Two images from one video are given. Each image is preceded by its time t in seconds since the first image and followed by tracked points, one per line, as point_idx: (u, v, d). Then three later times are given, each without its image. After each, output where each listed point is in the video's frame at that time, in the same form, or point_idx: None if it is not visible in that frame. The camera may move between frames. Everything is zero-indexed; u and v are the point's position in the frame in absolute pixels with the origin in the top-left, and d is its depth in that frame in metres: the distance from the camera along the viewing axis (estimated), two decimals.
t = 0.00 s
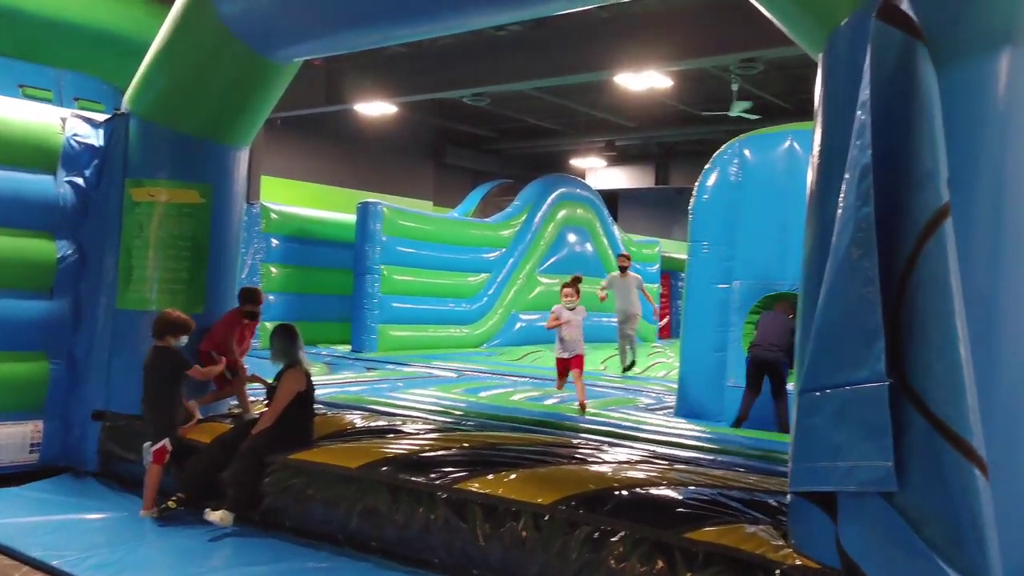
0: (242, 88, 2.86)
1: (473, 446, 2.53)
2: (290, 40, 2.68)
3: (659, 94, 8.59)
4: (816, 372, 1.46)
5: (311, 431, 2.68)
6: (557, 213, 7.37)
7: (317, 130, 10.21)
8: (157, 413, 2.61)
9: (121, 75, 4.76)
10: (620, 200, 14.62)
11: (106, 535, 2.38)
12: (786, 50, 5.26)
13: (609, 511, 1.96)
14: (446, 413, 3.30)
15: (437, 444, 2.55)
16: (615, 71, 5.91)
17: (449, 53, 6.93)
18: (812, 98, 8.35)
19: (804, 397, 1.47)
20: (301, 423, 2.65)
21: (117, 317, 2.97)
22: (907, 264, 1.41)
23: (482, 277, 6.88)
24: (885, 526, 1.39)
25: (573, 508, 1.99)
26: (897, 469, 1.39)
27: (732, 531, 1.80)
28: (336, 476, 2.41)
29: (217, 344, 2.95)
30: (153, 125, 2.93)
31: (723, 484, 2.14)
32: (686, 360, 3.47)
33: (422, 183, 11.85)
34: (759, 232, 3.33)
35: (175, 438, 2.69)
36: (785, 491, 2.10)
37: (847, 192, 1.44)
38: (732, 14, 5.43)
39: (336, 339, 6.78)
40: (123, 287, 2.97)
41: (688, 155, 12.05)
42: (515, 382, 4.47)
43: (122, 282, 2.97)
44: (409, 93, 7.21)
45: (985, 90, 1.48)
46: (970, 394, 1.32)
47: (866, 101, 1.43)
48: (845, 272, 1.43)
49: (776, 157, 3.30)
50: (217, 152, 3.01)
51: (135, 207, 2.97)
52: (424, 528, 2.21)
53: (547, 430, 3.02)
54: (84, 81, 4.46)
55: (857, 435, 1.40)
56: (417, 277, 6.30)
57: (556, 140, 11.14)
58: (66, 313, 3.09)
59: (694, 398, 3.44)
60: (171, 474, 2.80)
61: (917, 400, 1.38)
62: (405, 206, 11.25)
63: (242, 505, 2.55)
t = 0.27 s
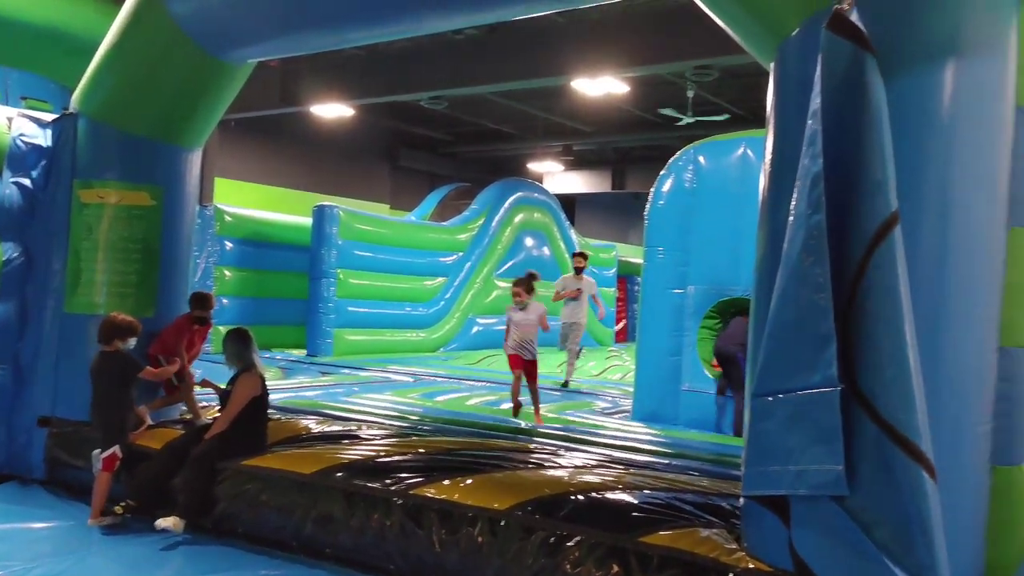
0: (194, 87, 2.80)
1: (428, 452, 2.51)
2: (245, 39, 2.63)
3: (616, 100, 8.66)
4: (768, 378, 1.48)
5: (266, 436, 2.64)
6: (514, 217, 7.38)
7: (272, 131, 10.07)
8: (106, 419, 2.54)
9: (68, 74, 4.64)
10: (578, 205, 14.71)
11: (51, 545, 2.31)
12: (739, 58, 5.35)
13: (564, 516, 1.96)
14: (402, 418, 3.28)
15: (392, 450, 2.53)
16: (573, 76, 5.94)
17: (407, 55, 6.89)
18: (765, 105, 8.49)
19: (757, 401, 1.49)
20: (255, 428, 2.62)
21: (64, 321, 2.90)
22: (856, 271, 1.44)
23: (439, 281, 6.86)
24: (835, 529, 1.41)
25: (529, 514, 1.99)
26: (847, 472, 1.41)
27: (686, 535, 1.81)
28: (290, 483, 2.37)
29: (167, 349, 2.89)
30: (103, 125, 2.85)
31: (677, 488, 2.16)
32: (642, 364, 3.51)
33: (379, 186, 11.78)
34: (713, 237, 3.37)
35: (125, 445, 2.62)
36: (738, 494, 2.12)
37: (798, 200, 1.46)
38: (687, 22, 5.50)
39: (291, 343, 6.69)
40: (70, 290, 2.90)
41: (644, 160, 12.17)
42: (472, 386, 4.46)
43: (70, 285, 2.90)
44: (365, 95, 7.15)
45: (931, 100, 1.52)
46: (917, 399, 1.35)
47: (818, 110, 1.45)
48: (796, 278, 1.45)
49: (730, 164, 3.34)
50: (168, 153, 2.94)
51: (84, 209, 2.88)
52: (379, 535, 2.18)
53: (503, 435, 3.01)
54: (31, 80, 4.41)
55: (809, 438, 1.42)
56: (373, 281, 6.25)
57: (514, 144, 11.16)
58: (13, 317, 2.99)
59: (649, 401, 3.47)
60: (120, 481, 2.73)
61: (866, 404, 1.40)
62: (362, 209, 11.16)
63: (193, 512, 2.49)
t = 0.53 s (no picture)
0: (146, 85, 2.75)
1: (384, 455, 2.49)
2: (199, 37, 2.59)
3: (573, 103, 8.71)
4: (722, 380, 1.49)
5: (219, 441, 2.58)
6: (472, 219, 7.37)
7: (225, 130, 9.90)
8: (54, 424, 2.47)
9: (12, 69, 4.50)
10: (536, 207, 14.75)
11: None
12: (693, 64, 5.41)
13: (521, 519, 1.96)
14: (358, 421, 3.24)
15: (347, 453, 2.50)
16: (530, 79, 5.95)
17: (363, 55, 6.84)
18: (719, 110, 8.62)
19: (712, 404, 1.51)
20: (209, 432, 2.56)
21: (12, 321, 2.83)
22: (810, 275, 1.46)
23: (395, 283, 6.82)
24: (788, 529, 1.43)
25: (485, 517, 1.99)
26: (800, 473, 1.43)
27: (641, 537, 1.82)
28: (243, 489, 2.33)
29: (115, 353, 2.81)
30: (51, 124, 2.78)
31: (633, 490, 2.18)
32: (597, 367, 3.51)
33: (335, 187, 11.66)
34: (669, 241, 3.41)
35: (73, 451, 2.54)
36: (693, 496, 2.15)
37: (753, 204, 1.48)
38: (642, 27, 5.55)
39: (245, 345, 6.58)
40: (18, 290, 2.82)
41: (601, 163, 12.26)
42: (429, 389, 4.44)
43: (16, 286, 2.82)
44: (321, 95, 7.08)
45: (882, 108, 1.55)
46: (867, 401, 1.38)
47: (772, 116, 1.47)
48: (751, 282, 1.47)
49: (685, 169, 3.39)
50: (119, 153, 2.87)
51: (31, 209, 2.81)
52: (334, 539, 2.16)
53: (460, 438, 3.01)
54: None
55: (763, 439, 1.44)
56: (328, 282, 6.18)
57: (472, 146, 11.15)
58: None
59: (604, 404, 3.48)
60: (66, 488, 2.64)
61: (818, 406, 1.43)
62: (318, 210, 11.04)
63: (144, 518, 2.41)
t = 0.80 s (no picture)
0: (120, 84, 2.72)
1: (360, 458, 2.48)
2: (175, 36, 2.57)
3: (550, 104, 8.72)
4: (699, 383, 1.50)
5: (192, 442, 2.57)
6: (449, 220, 7.35)
7: (200, 129, 9.80)
8: (23, 426, 2.43)
9: None
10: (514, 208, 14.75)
11: None
12: (670, 67, 5.45)
13: (498, 522, 1.96)
14: (334, 423, 3.23)
15: (323, 455, 2.48)
16: (508, 81, 5.95)
17: (340, 55, 6.80)
18: (696, 113, 8.68)
19: (688, 407, 1.52)
20: (182, 433, 2.54)
21: None
22: (785, 280, 1.47)
23: (372, 284, 6.79)
24: (763, 532, 1.44)
25: (462, 519, 1.99)
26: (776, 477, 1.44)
27: (617, 539, 1.83)
28: (217, 491, 2.30)
29: (87, 353, 2.79)
30: (21, 122, 2.72)
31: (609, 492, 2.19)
32: (575, 368, 3.53)
33: (311, 187, 11.59)
34: (646, 244, 3.42)
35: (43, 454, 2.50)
36: (669, 498, 2.16)
37: (729, 209, 1.49)
38: (620, 30, 5.57)
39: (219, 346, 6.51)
40: None
41: (578, 165, 12.30)
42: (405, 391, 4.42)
43: None
44: (298, 95, 7.03)
45: (856, 113, 1.57)
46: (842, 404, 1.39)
47: (747, 121, 1.48)
48: (728, 286, 1.48)
49: (662, 171, 3.40)
50: (92, 152, 2.84)
51: None
52: (310, 543, 2.14)
53: (437, 439, 3.00)
54: None
55: (739, 443, 1.45)
56: (304, 283, 6.15)
57: (450, 147, 11.13)
58: None
59: (582, 406, 3.50)
60: (37, 492, 2.60)
61: (793, 410, 1.44)
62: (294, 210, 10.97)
63: (116, 521, 2.38)
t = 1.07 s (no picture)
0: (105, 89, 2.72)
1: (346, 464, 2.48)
2: (160, 40, 2.56)
3: (536, 111, 8.74)
4: (686, 389, 1.51)
5: (176, 448, 2.56)
6: (435, 226, 7.35)
7: (185, 134, 9.75)
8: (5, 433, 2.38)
9: None
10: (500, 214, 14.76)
11: None
12: (656, 75, 5.48)
13: (484, 528, 1.96)
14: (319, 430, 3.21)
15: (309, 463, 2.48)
16: (494, 87, 5.96)
17: (326, 61, 6.79)
18: (681, 120, 8.72)
19: (674, 413, 1.52)
20: (168, 439, 2.53)
21: None
22: (769, 286, 1.48)
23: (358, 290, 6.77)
24: (748, 538, 1.44)
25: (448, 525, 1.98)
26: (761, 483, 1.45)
27: (602, 545, 1.83)
28: (202, 498, 2.29)
29: (70, 359, 2.77)
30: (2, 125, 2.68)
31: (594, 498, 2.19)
32: (561, 374, 3.53)
33: (297, 193, 11.55)
34: (632, 250, 3.43)
35: (24, 462, 2.46)
36: (653, 503, 2.17)
37: (714, 215, 1.50)
38: (606, 37, 5.60)
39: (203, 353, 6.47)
40: None
41: (565, 171, 12.33)
42: (391, 397, 4.41)
43: None
44: (283, 100, 7.01)
45: (840, 121, 1.58)
46: (826, 410, 1.40)
47: (733, 128, 1.49)
48: (713, 292, 1.48)
49: (647, 177, 3.42)
50: (77, 156, 2.84)
51: None
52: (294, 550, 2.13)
53: (422, 446, 2.99)
54: None
55: (724, 449, 1.45)
56: (289, 289, 6.12)
57: (436, 153, 11.13)
58: None
59: (569, 412, 3.51)
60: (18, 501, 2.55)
61: (777, 416, 1.44)
62: (279, 216, 10.92)
63: (97, 528, 2.35)
